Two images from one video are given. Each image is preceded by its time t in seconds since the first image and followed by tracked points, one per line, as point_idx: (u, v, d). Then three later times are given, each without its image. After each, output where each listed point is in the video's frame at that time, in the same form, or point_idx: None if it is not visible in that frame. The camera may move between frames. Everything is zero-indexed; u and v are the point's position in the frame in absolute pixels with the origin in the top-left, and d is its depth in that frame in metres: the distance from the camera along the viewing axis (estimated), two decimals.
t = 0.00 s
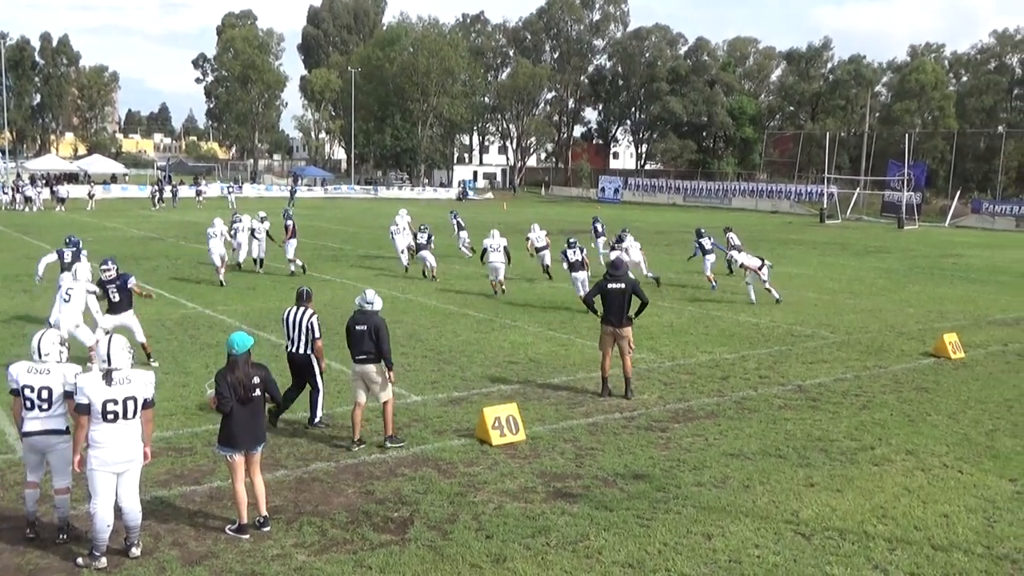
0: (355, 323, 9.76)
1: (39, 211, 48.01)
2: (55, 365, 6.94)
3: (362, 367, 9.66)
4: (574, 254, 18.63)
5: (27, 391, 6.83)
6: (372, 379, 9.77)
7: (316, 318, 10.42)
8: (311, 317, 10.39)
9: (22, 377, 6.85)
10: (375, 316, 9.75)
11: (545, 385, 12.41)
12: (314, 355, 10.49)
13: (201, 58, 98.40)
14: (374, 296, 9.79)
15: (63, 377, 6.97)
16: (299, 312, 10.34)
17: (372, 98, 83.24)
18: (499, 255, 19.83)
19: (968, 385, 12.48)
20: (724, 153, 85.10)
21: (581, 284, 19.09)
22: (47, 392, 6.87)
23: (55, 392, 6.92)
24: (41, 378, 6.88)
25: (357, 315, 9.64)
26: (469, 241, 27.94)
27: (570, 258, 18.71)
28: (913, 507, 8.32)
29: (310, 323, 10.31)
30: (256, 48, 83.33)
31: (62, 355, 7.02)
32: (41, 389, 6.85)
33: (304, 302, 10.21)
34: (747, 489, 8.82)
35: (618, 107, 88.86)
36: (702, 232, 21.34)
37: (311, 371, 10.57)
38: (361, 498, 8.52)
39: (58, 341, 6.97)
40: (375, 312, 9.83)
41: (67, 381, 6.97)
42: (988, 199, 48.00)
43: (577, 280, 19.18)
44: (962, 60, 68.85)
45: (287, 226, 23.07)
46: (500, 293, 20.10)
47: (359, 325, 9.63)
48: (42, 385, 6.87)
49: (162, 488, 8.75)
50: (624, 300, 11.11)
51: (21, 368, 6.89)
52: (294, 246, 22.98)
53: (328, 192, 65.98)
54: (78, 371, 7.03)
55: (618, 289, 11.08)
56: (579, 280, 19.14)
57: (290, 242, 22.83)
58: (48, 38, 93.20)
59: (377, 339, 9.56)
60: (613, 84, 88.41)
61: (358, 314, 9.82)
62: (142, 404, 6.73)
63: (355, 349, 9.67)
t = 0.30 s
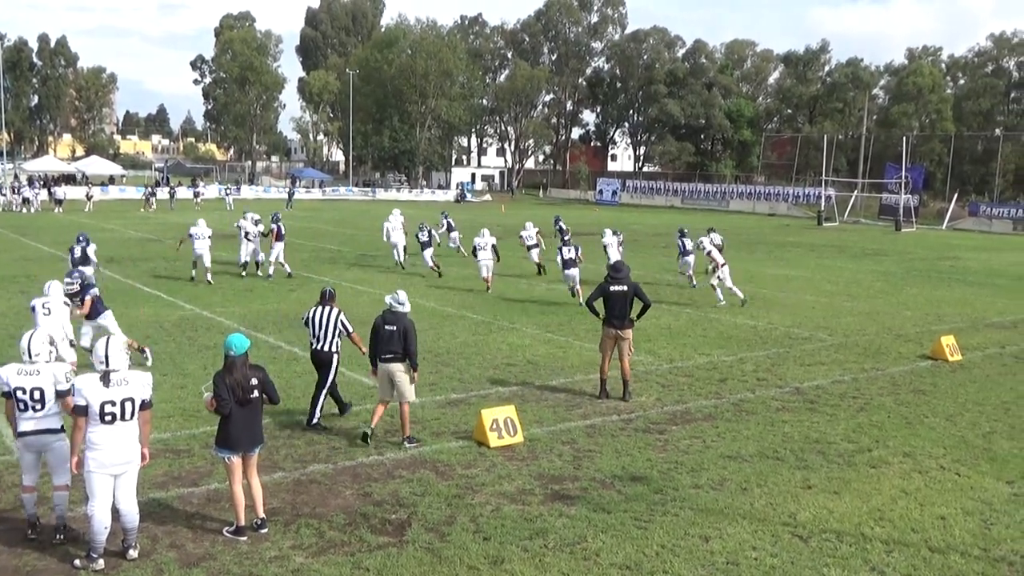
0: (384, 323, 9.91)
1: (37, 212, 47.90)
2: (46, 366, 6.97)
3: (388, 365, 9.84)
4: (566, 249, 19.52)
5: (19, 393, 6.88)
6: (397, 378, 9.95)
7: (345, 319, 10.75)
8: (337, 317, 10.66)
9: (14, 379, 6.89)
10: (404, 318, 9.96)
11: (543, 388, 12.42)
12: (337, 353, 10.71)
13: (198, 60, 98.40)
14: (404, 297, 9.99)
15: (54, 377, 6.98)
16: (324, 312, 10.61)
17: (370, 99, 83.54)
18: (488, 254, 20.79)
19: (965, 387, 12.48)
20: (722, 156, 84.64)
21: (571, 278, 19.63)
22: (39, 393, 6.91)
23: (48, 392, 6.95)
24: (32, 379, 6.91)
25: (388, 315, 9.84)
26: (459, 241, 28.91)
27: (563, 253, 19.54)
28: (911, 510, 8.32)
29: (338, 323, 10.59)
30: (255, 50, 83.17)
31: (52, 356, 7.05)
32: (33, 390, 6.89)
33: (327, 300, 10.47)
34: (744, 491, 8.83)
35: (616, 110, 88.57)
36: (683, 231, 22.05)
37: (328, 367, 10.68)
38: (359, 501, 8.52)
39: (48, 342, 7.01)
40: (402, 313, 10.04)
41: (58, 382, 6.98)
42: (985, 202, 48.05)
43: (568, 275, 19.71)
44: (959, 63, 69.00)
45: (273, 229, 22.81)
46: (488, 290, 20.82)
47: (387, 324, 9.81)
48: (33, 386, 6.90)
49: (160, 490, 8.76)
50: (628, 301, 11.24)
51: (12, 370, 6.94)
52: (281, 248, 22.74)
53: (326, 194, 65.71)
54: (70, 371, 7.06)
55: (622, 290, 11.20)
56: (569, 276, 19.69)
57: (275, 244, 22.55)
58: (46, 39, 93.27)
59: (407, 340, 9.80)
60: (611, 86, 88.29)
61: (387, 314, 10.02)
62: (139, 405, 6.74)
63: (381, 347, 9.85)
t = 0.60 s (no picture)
0: (404, 323, 10.61)
1: (38, 214, 47.78)
2: (41, 366, 6.96)
3: (411, 363, 10.43)
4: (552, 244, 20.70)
5: (15, 394, 6.86)
6: (416, 376, 10.46)
7: (366, 315, 11.37)
8: (359, 312, 11.32)
9: (10, 381, 6.87)
10: (423, 317, 10.66)
11: (544, 389, 12.41)
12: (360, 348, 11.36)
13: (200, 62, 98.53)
14: (421, 298, 10.71)
15: (50, 377, 6.99)
16: (349, 307, 11.27)
17: (371, 101, 83.05)
18: (477, 252, 22.10)
19: (967, 389, 12.47)
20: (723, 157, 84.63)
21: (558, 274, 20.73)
22: (36, 393, 6.90)
23: (45, 392, 6.96)
24: (28, 380, 6.90)
25: (409, 314, 10.54)
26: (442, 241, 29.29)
27: (550, 248, 20.72)
28: (913, 511, 8.31)
29: (361, 318, 11.25)
30: (256, 51, 83.21)
31: (46, 356, 7.04)
32: (30, 391, 6.89)
33: (352, 296, 11.14)
34: (745, 493, 8.83)
35: (617, 111, 88.27)
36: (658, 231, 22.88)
37: (353, 360, 11.35)
38: (360, 503, 8.52)
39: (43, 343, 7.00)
40: (421, 313, 10.74)
41: (55, 381, 6.99)
42: (986, 204, 47.99)
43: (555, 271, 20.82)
44: (960, 65, 68.98)
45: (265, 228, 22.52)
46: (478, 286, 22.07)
47: (410, 322, 10.49)
48: (30, 386, 6.89)
49: (160, 492, 8.76)
50: (629, 303, 11.31)
51: (7, 371, 6.92)
52: (274, 248, 22.59)
53: (328, 194, 65.67)
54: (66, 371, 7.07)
55: (624, 292, 11.28)
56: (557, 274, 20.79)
57: (267, 244, 22.37)
58: (48, 41, 93.57)
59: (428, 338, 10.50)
60: (612, 87, 88.12)
61: (405, 314, 10.69)
62: (140, 407, 6.75)
63: (403, 346, 10.45)
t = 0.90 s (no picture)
0: (406, 329, 9.97)
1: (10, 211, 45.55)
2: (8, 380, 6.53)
3: (423, 371, 9.93)
4: (538, 245, 20.27)
5: None
6: (428, 382, 10.02)
7: (380, 319, 10.62)
8: (374, 318, 10.57)
9: None
10: (424, 318, 10.07)
11: (554, 403, 11.34)
12: (377, 358, 10.68)
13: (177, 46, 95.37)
14: (418, 297, 10.02)
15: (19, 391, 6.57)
16: (363, 314, 10.52)
17: (362, 86, 81.83)
18: (462, 247, 21.43)
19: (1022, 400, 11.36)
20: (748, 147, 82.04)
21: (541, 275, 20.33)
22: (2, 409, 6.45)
23: (11, 407, 6.52)
24: None
25: (411, 318, 9.92)
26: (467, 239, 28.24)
27: (535, 248, 20.18)
28: (961, 536, 7.24)
29: (377, 325, 10.54)
30: (238, 34, 80.26)
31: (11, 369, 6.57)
32: None
33: (368, 303, 10.36)
34: (776, 516, 7.75)
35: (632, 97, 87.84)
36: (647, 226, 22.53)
37: (374, 368, 10.70)
38: (351, 528, 7.54)
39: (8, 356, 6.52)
40: (423, 315, 10.14)
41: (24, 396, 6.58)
42: None
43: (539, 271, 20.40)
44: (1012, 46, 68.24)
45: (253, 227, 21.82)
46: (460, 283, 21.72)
47: (413, 328, 9.90)
48: None
49: (130, 517, 7.97)
50: (645, 308, 10.28)
51: None
52: (258, 247, 21.89)
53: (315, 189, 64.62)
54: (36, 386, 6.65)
55: (638, 297, 10.23)
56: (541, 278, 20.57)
57: (253, 243, 21.67)
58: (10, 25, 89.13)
59: (436, 340, 9.98)
60: (626, 71, 87.41)
61: (404, 318, 10.05)
62: (112, 423, 6.17)
63: (412, 353, 9.91)
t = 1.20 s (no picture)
0: (430, 345, 7.50)
1: None
2: None
3: (450, 396, 7.43)
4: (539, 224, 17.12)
5: None
6: (452, 418, 7.48)
7: (416, 323, 8.31)
8: (405, 322, 8.20)
9: None
10: (456, 328, 7.63)
11: (607, 441, 8.83)
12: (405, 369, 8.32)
13: None
14: (441, 301, 7.59)
15: None
16: (388, 315, 8.10)
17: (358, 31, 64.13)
18: (459, 230, 18.45)
19: None
20: (860, 104, 62.25)
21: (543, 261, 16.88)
22: None
23: None
24: None
25: (436, 330, 7.48)
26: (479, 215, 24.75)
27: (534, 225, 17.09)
28: None
29: (408, 332, 8.18)
30: None
31: None
32: None
33: (393, 301, 7.99)
34: None
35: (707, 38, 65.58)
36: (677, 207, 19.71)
37: (400, 386, 8.31)
38: None
39: None
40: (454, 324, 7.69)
41: None
42: None
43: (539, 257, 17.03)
44: None
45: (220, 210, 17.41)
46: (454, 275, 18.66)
47: (444, 340, 7.45)
48: None
49: None
50: (730, 317, 7.73)
51: None
52: (227, 237, 17.05)
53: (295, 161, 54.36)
54: None
55: (722, 302, 7.74)
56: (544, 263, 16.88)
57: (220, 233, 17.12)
58: None
59: (467, 357, 7.60)
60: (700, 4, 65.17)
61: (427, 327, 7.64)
62: (38, 465, 4.65)
63: (438, 372, 7.45)
